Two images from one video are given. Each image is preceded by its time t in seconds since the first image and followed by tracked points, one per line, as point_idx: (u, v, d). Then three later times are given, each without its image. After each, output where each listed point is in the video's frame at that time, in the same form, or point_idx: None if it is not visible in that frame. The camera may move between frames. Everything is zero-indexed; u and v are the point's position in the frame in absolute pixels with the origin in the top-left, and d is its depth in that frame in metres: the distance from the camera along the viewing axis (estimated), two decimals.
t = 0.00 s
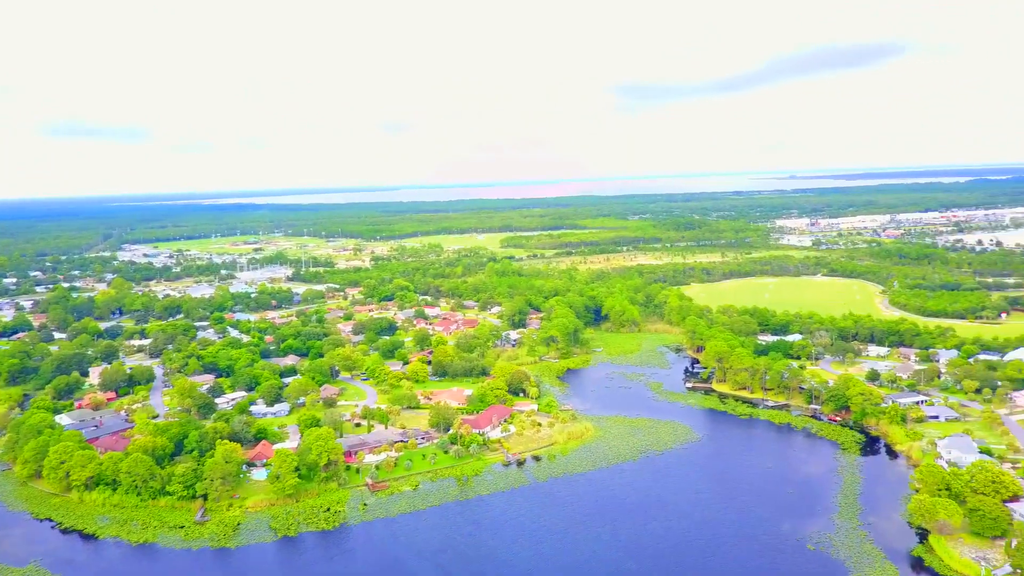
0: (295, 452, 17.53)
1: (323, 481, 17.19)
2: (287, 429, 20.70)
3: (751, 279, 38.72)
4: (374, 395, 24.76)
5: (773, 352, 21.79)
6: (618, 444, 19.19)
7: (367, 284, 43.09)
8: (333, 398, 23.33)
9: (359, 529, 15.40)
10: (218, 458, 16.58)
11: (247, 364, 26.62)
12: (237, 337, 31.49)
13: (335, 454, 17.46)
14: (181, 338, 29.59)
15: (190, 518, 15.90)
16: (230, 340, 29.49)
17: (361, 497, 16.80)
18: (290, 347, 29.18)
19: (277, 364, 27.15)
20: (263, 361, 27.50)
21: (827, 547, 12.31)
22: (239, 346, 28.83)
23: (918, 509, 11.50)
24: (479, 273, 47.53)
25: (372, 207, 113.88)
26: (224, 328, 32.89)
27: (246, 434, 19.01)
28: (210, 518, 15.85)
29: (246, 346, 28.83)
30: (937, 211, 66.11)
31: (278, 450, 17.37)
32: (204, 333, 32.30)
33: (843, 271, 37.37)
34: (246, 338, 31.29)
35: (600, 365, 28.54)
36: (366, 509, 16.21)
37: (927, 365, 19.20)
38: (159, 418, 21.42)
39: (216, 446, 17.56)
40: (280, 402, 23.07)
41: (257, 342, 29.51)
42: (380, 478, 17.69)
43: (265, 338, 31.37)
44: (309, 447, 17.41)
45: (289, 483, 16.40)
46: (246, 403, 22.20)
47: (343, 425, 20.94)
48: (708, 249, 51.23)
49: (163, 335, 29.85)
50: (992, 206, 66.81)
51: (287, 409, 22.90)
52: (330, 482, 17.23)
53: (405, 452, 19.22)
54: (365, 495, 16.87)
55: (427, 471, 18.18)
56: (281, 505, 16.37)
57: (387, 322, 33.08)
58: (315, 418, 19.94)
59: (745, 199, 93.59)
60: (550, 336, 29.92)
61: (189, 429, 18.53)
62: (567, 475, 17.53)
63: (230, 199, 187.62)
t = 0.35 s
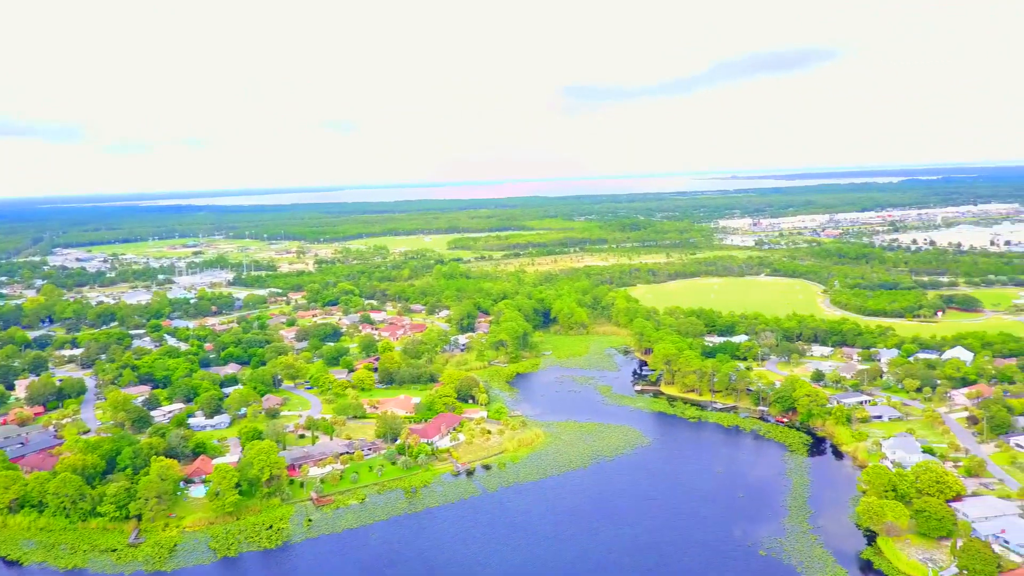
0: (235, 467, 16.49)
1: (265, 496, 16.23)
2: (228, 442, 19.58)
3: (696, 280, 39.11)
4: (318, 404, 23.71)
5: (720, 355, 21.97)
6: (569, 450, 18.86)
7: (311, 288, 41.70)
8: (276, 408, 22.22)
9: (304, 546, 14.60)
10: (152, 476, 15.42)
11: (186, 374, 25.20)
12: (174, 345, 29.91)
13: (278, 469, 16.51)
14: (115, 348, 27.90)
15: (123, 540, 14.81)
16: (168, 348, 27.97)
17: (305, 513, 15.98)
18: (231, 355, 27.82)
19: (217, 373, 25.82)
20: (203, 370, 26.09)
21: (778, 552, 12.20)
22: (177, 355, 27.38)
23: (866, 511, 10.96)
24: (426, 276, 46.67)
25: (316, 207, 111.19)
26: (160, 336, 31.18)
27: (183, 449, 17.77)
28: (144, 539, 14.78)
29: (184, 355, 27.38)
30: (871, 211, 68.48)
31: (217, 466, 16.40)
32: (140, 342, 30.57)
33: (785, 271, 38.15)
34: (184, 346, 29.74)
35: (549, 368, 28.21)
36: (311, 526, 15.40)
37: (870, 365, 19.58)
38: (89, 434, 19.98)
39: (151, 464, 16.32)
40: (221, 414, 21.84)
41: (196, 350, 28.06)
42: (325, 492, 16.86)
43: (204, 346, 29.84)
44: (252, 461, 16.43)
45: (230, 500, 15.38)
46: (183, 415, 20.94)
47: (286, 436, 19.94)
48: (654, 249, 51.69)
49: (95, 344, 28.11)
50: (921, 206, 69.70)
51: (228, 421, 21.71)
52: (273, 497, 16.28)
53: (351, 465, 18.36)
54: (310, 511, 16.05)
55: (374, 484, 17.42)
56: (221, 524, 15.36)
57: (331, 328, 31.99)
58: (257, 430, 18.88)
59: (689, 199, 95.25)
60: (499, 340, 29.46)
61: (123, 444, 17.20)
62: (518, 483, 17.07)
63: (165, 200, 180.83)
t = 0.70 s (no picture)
0: (164, 487, 15.47)
1: (196, 518, 15.22)
2: (155, 460, 18.29)
3: (635, 281, 39.43)
4: (252, 417, 22.41)
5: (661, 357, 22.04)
6: (512, 459, 18.40)
7: (244, 294, 39.96)
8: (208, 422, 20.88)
9: (238, 570, 13.67)
10: (73, 500, 14.37)
11: (110, 388, 23.54)
12: (98, 356, 28.01)
13: (209, 488, 15.40)
14: (30, 360, 25.86)
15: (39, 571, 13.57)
16: (90, 360, 26.13)
17: (239, 533, 15.02)
18: (159, 366, 26.18)
19: (145, 386, 24.22)
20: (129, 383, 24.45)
21: (725, 560, 12.07)
22: (101, 368, 25.61)
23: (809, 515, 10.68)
24: (364, 280, 45.47)
25: (248, 209, 107.47)
26: (81, 347, 29.16)
27: (107, 469, 16.41)
28: (62, 570, 13.59)
29: (109, 367, 25.62)
30: (800, 211, 70.93)
31: (143, 487, 15.34)
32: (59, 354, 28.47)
33: (721, 272, 38.89)
34: (108, 358, 27.87)
35: (491, 374, 27.72)
36: (245, 547, 14.47)
37: (806, 365, 20.03)
38: (2, 456, 18.39)
39: (71, 486, 15.15)
40: (148, 430, 20.42)
41: (121, 363, 26.30)
42: (261, 510, 15.92)
43: (130, 357, 28.01)
44: (181, 481, 15.40)
45: (157, 523, 14.41)
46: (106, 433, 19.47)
47: (219, 452, 18.78)
48: (594, 250, 51.96)
49: (9, 358, 26.00)
50: (845, 207, 72.61)
51: (156, 437, 20.30)
52: (204, 518, 15.25)
53: (287, 481, 17.32)
54: (244, 531, 15.10)
55: (312, 500, 16.53)
56: (147, 548, 14.33)
57: (266, 336, 30.58)
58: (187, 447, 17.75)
59: (626, 200, 96.58)
60: (440, 346, 28.79)
61: (40, 466, 15.87)
62: (461, 495, 16.51)
63: (85, 201, 171.65)
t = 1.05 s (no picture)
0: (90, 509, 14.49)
1: (125, 540, 14.27)
2: (81, 480, 17.04)
3: (579, 283, 39.48)
4: (186, 431, 21.00)
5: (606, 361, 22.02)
6: (458, 469, 17.92)
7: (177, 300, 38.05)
8: (138, 437, 19.44)
9: None
10: None
11: (32, 404, 21.88)
12: (17, 369, 26.07)
13: (140, 509, 14.38)
14: None
15: None
16: (9, 374, 24.26)
17: (172, 556, 14.13)
18: (87, 379, 24.56)
19: (71, 401, 22.62)
20: (54, 398, 22.79)
21: (676, 569, 11.90)
22: (22, 381, 23.83)
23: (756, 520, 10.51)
24: (304, 284, 44.03)
25: (180, 211, 103.13)
26: None
27: (28, 492, 15.29)
28: None
29: (30, 381, 23.85)
30: (737, 211, 72.75)
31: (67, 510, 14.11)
32: None
33: (662, 273, 39.32)
34: (29, 370, 25.99)
35: (436, 380, 27.08)
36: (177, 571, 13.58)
37: (748, 365, 20.57)
38: None
39: None
40: (73, 448, 19.02)
41: (44, 375, 24.54)
42: (196, 531, 15.01)
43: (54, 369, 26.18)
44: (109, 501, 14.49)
45: (83, 549, 13.38)
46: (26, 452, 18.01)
47: (151, 469, 17.63)
48: (538, 252, 51.88)
49: None
50: (779, 207, 74.82)
51: (82, 455, 18.89)
52: (135, 541, 14.32)
53: (224, 498, 16.37)
54: (177, 553, 14.22)
55: (250, 518, 15.66)
56: None
57: (201, 344, 29.08)
58: (116, 465, 16.63)
59: (567, 201, 97.20)
60: (383, 353, 27.98)
61: None
62: (407, 508, 15.94)
63: None
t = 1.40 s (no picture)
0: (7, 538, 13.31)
1: (47, 570, 13.12)
2: None
3: (521, 285, 39.31)
4: (114, 448, 19.70)
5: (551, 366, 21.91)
6: (403, 481, 17.34)
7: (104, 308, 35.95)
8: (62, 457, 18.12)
9: None
10: None
11: None
12: None
13: (63, 535, 13.48)
14: None
15: None
16: None
17: None
18: (5, 395, 22.81)
19: None
20: None
21: None
22: None
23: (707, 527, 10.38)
24: (239, 290, 42.35)
25: (106, 214, 98.17)
26: None
27: None
28: None
29: None
30: (675, 212, 74.13)
31: None
32: None
33: (604, 274, 39.57)
34: None
35: (378, 388, 26.31)
36: None
37: (691, 368, 20.99)
38: None
39: None
40: None
41: None
42: (125, 557, 14.02)
43: None
44: (29, 529, 13.34)
45: None
46: None
47: (76, 490, 16.43)
48: (480, 254, 51.46)
49: None
50: (715, 207, 76.63)
51: None
52: (57, 571, 13.20)
53: (155, 520, 15.34)
54: None
55: (184, 540, 14.74)
56: None
57: (130, 355, 27.46)
58: (36, 488, 15.40)
59: (509, 202, 97.17)
60: (323, 362, 27.04)
61: None
62: (350, 525, 15.29)
63: None
